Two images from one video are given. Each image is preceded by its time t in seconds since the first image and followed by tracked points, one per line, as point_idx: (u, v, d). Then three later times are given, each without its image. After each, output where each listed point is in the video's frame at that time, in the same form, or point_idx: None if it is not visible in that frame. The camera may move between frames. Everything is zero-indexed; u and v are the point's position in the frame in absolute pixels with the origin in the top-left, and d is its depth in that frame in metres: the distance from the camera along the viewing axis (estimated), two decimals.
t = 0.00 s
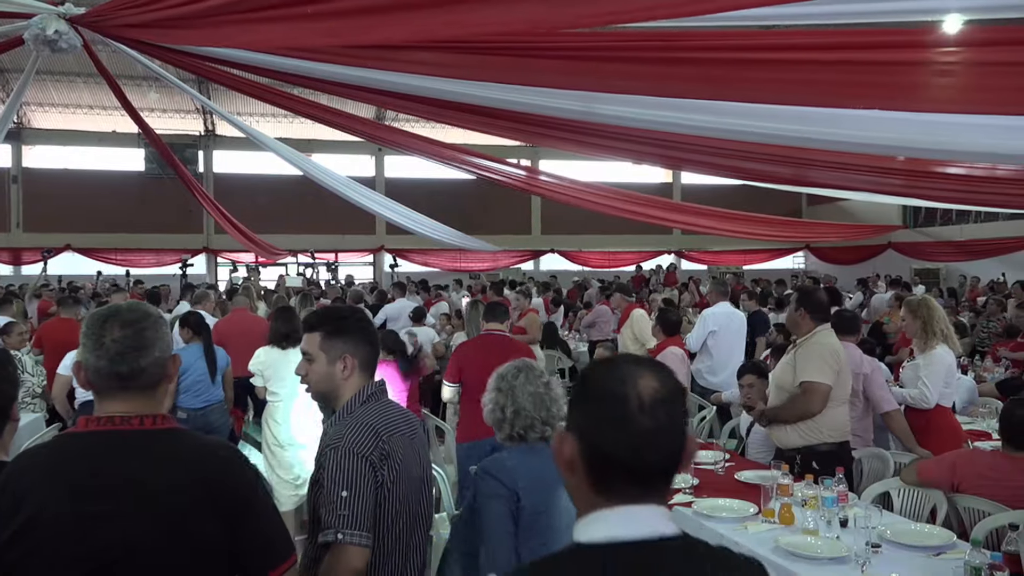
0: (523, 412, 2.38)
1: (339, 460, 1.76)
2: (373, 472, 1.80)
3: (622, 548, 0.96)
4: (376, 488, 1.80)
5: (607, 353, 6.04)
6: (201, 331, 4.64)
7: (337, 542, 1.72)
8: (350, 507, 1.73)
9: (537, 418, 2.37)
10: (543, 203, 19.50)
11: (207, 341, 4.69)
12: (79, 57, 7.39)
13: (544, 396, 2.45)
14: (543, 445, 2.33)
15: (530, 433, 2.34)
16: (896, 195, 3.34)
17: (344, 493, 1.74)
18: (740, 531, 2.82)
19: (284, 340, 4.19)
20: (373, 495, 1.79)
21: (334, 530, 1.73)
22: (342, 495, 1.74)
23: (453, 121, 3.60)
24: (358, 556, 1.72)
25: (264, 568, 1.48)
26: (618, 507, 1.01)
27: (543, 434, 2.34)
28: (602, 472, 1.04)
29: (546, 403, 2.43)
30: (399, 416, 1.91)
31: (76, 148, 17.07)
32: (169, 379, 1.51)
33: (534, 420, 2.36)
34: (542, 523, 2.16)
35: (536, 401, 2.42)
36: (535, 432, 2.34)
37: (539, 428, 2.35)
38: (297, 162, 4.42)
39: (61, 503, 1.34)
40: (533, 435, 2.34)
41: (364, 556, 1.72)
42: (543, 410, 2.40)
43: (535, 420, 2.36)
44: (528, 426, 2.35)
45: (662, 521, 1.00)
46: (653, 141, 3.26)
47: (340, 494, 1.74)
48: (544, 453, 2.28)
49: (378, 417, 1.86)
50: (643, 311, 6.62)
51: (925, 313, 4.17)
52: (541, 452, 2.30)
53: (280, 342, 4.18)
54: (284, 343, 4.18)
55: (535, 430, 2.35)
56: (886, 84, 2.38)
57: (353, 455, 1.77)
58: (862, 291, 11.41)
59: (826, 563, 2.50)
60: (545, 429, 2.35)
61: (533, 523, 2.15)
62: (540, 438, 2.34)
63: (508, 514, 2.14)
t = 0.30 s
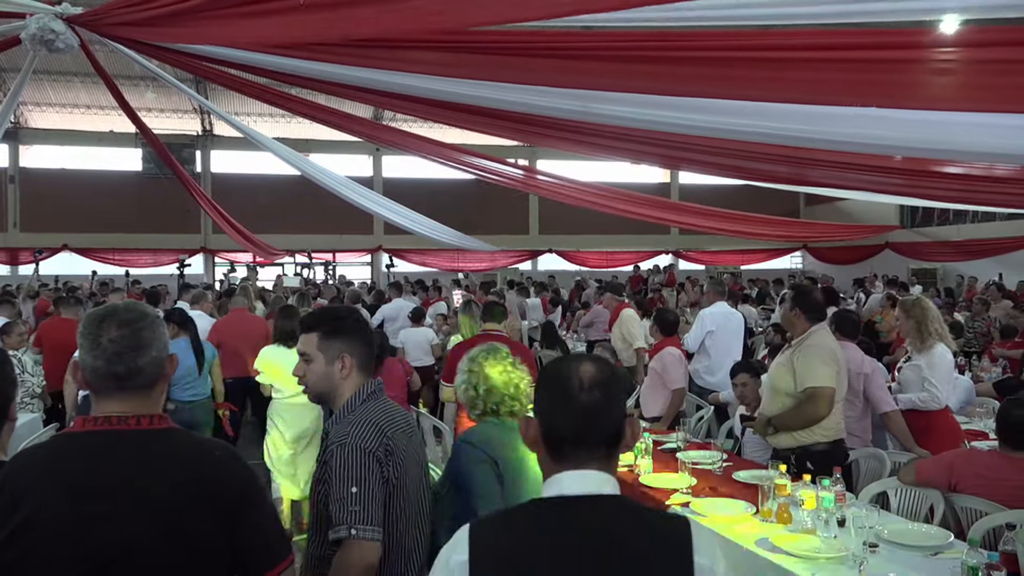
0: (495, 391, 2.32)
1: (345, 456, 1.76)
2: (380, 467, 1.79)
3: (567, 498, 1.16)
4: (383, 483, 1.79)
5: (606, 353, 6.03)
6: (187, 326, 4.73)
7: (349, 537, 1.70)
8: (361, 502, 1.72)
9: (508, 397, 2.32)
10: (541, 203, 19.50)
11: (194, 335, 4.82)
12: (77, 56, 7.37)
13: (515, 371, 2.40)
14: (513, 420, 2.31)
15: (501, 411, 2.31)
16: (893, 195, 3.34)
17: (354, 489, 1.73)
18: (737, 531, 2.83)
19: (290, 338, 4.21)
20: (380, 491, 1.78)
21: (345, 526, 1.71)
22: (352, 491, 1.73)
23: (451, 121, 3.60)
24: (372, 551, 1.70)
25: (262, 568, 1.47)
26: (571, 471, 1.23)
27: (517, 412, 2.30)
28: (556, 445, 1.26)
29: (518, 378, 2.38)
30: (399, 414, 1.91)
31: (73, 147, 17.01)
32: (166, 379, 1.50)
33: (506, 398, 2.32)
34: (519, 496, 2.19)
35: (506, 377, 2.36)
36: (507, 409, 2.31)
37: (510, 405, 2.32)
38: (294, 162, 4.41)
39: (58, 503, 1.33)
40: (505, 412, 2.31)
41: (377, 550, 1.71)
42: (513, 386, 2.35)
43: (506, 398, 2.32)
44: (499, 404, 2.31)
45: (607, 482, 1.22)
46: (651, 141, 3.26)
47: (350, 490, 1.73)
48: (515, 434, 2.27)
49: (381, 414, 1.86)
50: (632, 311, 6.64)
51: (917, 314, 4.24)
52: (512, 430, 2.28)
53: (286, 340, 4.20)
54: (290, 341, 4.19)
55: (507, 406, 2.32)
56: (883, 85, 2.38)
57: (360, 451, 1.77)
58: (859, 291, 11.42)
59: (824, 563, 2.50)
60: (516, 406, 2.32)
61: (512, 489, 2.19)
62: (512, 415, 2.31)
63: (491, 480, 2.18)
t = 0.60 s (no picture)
0: (456, 389, 2.64)
1: (329, 461, 1.75)
2: (364, 473, 1.79)
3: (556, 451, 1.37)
4: (367, 489, 1.79)
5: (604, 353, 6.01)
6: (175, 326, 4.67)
7: (329, 545, 1.69)
8: (341, 509, 1.72)
9: (469, 395, 2.64)
10: (539, 203, 19.50)
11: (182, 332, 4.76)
12: (76, 56, 7.36)
13: (475, 373, 2.71)
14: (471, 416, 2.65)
15: (460, 408, 2.64)
16: (890, 195, 3.34)
17: (335, 495, 1.73)
18: (735, 531, 2.82)
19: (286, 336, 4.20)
20: (363, 497, 1.78)
21: (326, 533, 1.70)
22: (333, 498, 1.72)
23: (450, 121, 3.60)
24: (351, 559, 1.70)
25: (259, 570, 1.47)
26: (561, 427, 1.44)
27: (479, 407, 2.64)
28: (547, 406, 1.47)
29: (479, 378, 2.70)
30: (386, 418, 1.91)
31: (71, 147, 16.99)
32: (165, 379, 1.50)
33: (466, 397, 2.64)
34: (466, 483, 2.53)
35: (468, 377, 2.67)
36: (466, 407, 2.64)
37: (469, 404, 2.64)
38: (294, 162, 4.41)
39: (55, 504, 1.33)
40: (464, 408, 2.64)
41: (356, 559, 1.71)
42: (474, 386, 2.67)
43: (466, 397, 2.64)
44: (459, 402, 2.64)
45: (592, 434, 1.43)
46: (650, 141, 3.27)
47: (331, 496, 1.72)
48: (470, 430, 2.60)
49: (368, 418, 1.86)
50: (624, 311, 6.54)
51: (914, 315, 4.19)
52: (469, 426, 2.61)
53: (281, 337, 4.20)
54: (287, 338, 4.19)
55: (467, 404, 2.64)
56: (881, 85, 2.38)
57: (344, 457, 1.76)
58: (857, 291, 11.44)
59: (822, 563, 2.50)
60: (475, 404, 2.65)
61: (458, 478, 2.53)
62: (469, 412, 2.65)
63: (440, 475, 2.52)
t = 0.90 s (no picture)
0: (418, 376, 2.63)
1: (311, 467, 1.75)
2: (346, 479, 1.79)
3: (523, 436, 1.63)
4: (349, 495, 1.79)
5: (601, 353, 6.00)
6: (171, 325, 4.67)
7: (310, 554, 1.70)
8: (322, 517, 1.72)
9: (431, 381, 2.64)
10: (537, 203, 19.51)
11: (180, 331, 4.76)
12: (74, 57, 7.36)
13: (434, 358, 2.69)
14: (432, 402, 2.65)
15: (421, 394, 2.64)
16: (887, 195, 3.35)
17: (316, 503, 1.73)
18: (732, 531, 2.82)
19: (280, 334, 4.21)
20: (346, 504, 1.78)
21: (306, 542, 1.71)
22: (314, 505, 1.72)
23: (447, 121, 3.60)
24: (333, 567, 1.70)
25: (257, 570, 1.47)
26: (523, 415, 1.70)
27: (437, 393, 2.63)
28: (509, 399, 1.73)
29: (438, 364, 2.69)
30: (371, 422, 1.91)
31: (68, 148, 16.97)
32: (163, 380, 1.50)
33: (428, 382, 2.63)
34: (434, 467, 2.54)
35: (429, 365, 2.66)
36: (429, 393, 2.64)
37: (430, 390, 2.64)
38: (290, 163, 4.41)
39: (53, 504, 1.33)
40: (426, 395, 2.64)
41: (339, 567, 1.71)
42: (433, 372, 2.66)
43: (427, 383, 2.64)
44: (421, 389, 2.64)
45: (549, 419, 1.70)
46: (647, 141, 3.27)
47: (312, 504, 1.73)
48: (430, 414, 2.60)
49: (352, 423, 1.86)
50: (612, 313, 6.67)
51: (911, 316, 4.20)
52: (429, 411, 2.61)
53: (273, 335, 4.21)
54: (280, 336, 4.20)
55: (429, 391, 2.64)
56: (879, 85, 2.38)
57: (326, 463, 1.76)
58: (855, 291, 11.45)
59: (819, 563, 2.50)
60: (436, 390, 2.65)
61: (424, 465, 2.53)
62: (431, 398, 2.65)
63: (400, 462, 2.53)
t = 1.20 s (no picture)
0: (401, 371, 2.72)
1: (295, 475, 1.75)
2: (332, 486, 1.78)
3: (492, 412, 2.07)
4: (336, 502, 1.79)
5: (598, 353, 6.00)
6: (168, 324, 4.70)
7: (297, 562, 1.71)
8: (307, 526, 1.73)
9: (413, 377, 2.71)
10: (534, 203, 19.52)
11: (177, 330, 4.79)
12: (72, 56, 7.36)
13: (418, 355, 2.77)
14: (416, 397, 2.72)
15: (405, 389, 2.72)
16: (884, 196, 3.35)
17: (301, 510, 1.73)
18: (731, 531, 2.83)
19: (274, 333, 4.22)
20: (333, 510, 1.77)
21: (294, 550, 1.72)
22: (300, 513, 1.73)
23: (445, 121, 3.60)
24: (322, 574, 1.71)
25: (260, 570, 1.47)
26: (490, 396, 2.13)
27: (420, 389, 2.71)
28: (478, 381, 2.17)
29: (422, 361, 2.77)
30: (360, 424, 1.90)
31: (64, 147, 16.93)
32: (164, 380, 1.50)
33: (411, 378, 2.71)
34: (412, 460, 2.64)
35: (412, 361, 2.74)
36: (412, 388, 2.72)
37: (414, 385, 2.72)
38: (288, 162, 4.41)
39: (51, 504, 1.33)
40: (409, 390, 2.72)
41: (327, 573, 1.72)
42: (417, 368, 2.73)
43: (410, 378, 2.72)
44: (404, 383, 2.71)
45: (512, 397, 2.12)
46: (644, 141, 3.27)
47: (296, 512, 1.73)
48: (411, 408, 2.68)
49: (338, 428, 1.84)
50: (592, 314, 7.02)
51: (900, 315, 4.25)
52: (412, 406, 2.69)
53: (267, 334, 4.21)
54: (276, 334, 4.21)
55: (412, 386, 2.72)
56: (876, 86, 2.38)
57: (309, 470, 1.76)
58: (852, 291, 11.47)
59: (816, 563, 2.51)
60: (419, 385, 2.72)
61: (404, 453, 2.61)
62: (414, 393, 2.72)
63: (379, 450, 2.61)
